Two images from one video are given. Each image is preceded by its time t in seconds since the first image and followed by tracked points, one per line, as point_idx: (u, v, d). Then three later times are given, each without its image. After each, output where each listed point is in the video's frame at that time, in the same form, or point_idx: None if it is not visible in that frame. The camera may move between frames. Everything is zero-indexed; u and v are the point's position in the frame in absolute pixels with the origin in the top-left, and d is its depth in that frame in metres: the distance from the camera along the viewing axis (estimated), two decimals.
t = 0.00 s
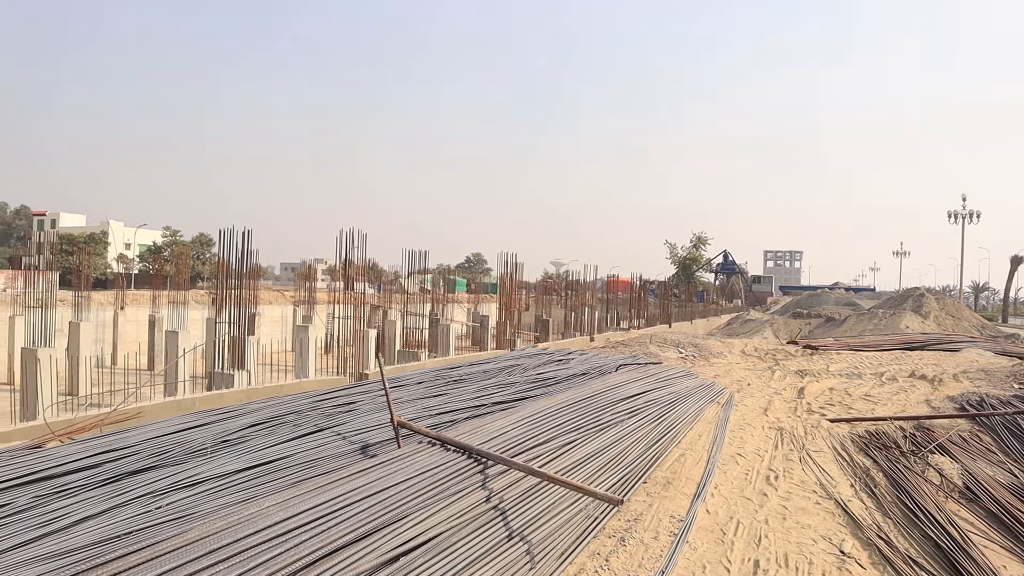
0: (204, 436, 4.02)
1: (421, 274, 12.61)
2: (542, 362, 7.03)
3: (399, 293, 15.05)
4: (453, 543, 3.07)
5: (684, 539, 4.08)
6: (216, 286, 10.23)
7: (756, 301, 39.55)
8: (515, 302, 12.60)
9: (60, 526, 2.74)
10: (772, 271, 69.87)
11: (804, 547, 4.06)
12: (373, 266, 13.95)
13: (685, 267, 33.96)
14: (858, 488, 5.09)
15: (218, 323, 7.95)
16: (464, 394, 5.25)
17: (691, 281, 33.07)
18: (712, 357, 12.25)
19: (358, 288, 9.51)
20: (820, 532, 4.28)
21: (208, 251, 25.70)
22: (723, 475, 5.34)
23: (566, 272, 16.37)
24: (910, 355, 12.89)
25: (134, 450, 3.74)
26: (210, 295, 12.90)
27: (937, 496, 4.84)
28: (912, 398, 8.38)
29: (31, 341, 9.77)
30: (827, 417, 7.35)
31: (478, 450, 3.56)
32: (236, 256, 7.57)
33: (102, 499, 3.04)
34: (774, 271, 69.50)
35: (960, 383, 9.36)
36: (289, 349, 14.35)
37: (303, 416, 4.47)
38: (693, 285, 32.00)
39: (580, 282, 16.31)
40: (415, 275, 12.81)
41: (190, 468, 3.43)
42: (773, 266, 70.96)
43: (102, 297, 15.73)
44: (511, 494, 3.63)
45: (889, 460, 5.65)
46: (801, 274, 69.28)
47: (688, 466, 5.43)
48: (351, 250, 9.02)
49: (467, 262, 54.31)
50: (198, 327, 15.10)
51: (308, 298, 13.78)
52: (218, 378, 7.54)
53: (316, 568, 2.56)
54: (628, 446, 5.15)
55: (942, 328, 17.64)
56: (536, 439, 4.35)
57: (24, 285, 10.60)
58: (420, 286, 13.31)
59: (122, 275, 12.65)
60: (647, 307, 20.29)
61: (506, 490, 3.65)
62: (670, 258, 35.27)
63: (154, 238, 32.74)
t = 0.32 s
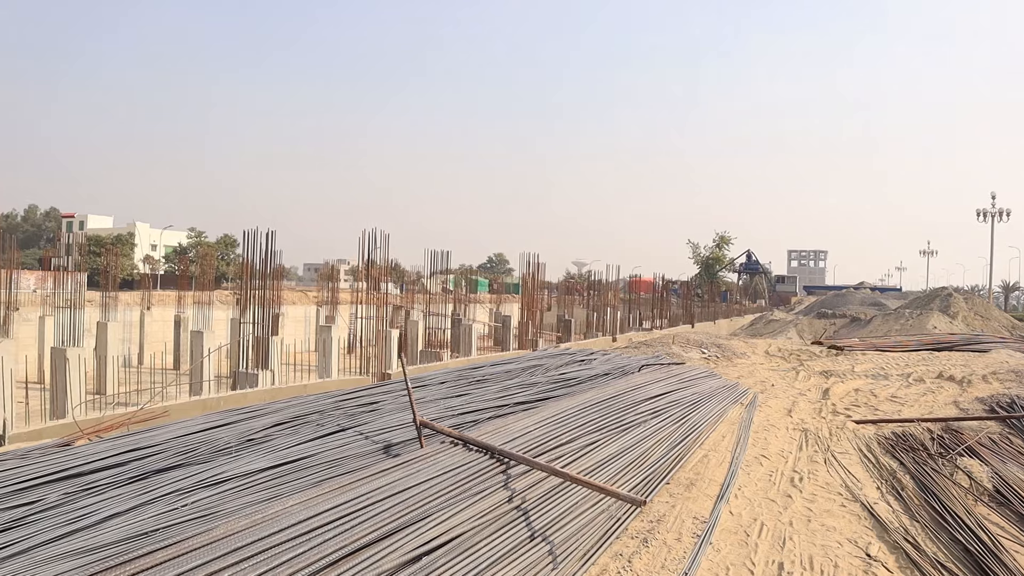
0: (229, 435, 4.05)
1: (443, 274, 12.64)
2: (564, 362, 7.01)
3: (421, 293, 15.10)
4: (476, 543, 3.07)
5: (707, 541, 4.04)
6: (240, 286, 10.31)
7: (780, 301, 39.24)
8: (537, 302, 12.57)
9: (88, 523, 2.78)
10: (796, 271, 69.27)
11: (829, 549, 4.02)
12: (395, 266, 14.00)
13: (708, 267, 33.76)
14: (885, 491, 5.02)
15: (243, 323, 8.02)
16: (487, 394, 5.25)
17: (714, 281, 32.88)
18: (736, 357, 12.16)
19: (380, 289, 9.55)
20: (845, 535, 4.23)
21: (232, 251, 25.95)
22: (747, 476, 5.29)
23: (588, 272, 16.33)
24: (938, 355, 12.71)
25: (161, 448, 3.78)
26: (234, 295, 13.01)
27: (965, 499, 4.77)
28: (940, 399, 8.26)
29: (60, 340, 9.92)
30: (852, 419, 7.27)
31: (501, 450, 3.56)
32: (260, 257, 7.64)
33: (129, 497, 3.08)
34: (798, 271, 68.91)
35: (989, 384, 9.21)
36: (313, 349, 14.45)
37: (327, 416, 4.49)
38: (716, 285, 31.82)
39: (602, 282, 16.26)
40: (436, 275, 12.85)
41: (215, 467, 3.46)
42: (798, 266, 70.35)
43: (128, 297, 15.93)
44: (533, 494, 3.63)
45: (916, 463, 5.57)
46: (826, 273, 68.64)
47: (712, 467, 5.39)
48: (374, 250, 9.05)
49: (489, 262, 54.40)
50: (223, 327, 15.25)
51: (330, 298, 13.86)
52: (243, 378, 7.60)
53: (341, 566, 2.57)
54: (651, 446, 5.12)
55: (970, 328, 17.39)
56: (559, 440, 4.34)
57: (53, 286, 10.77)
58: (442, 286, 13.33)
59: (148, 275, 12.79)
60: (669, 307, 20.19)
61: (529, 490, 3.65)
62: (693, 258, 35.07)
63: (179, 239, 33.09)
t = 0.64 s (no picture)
0: (256, 434, 4.08)
1: (466, 274, 12.66)
2: (589, 363, 6.99)
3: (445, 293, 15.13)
4: (500, 543, 3.06)
5: (733, 542, 4.01)
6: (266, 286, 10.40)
7: (806, 301, 38.86)
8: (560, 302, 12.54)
9: (117, 520, 2.81)
10: (823, 271, 68.52)
11: (857, 553, 3.97)
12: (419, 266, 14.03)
13: (734, 267, 33.51)
14: (914, 494, 4.94)
15: (268, 323, 8.07)
16: (511, 394, 5.25)
17: (739, 281, 32.65)
18: (762, 357, 12.06)
19: (403, 289, 9.57)
20: (873, 538, 4.17)
21: (259, 252, 26.20)
22: (773, 478, 5.24)
23: (612, 272, 16.27)
24: (968, 356, 12.52)
25: (189, 447, 3.82)
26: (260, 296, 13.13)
27: (998, 503, 4.68)
28: (972, 401, 8.13)
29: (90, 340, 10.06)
30: (881, 420, 7.17)
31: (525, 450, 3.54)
32: (285, 257, 7.70)
33: (158, 494, 3.11)
34: (825, 271, 68.20)
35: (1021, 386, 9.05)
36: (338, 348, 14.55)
37: (352, 415, 4.51)
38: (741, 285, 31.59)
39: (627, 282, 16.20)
40: (460, 275, 12.87)
41: (242, 466, 3.48)
42: (825, 265, 69.60)
43: (157, 297, 16.14)
44: (558, 495, 3.61)
45: (946, 466, 5.48)
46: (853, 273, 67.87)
47: (737, 468, 5.34)
48: (398, 251, 9.08)
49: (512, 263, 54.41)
50: (249, 327, 15.40)
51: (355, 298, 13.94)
52: (269, 377, 7.65)
53: (365, 565, 2.58)
54: (676, 447, 5.09)
55: (1002, 329, 17.11)
56: (584, 440, 4.32)
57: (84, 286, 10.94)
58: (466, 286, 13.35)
59: (176, 276, 12.94)
60: (694, 307, 20.07)
61: (553, 490, 3.64)
62: (718, 258, 34.82)
63: (207, 240, 33.46)
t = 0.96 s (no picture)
0: (282, 433, 4.11)
1: (490, 275, 12.67)
2: (613, 363, 6.96)
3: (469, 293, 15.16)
4: (524, 543, 3.05)
5: (759, 545, 3.97)
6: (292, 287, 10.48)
7: (834, 301, 38.46)
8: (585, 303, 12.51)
9: (147, 517, 2.84)
10: (850, 270, 67.78)
11: (886, 556, 3.91)
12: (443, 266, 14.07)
13: (759, 267, 33.23)
14: (944, 497, 4.87)
15: (294, 324, 8.13)
16: (536, 394, 5.24)
17: (765, 280, 32.38)
18: (788, 358, 11.95)
19: (428, 290, 9.60)
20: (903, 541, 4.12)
21: (285, 253, 26.42)
22: (800, 480, 5.19)
23: (636, 272, 16.21)
24: (1000, 356, 12.32)
25: (216, 445, 3.85)
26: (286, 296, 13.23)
27: None
28: (1004, 402, 7.99)
29: (119, 340, 10.21)
30: (910, 421, 7.07)
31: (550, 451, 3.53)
32: (310, 258, 7.75)
33: (186, 492, 3.14)
34: (853, 270, 67.45)
35: None
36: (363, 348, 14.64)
37: (376, 415, 4.53)
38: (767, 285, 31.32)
39: (651, 282, 16.13)
40: (484, 275, 12.88)
41: (268, 465, 3.50)
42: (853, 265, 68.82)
43: (185, 298, 16.34)
44: (582, 495, 3.60)
45: (978, 469, 5.39)
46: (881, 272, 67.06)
47: (763, 470, 5.29)
48: (422, 251, 9.12)
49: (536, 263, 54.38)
50: (276, 327, 15.54)
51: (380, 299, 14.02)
52: (295, 377, 7.71)
53: (389, 564, 2.58)
54: (701, 448, 5.05)
55: None
56: (608, 440, 4.30)
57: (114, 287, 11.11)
58: (490, 286, 13.36)
59: (204, 276, 13.08)
60: (719, 307, 19.93)
61: (578, 491, 3.62)
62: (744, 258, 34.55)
63: (234, 241, 33.83)
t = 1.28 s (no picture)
0: (305, 433, 4.13)
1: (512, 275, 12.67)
2: (636, 363, 6.92)
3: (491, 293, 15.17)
4: (547, 544, 3.04)
5: (784, 547, 3.93)
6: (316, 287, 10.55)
7: (858, 301, 38.08)
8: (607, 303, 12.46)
9: (172, 515, 2.86)
10: (876, 270, 67.05)
11: (914, 560, 3.85)
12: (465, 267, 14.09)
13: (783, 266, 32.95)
14: (974, 500, 4.79)
15: (318, 324, 8.18)
16: (558, 394, 5.23)
17: (789, 280, 32.10)
18: (813, 358, 11.83)
19: (450, 290, 9.62)
20: (931, 545, 4.06)
21: (308, 254, 26.59)
22: (825, 482, 5.13)
23: (658, 272, 16.13)
24: None
25: (241, 444, 3.88)
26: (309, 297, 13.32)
27: None
28: None
29: (146, 340, 10.36)
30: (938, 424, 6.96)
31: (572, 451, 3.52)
32: (333, 258, 7.79)
33: (211, 490, 3.16)
34: (878, 269, 66.71)
35: None
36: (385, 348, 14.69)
37: (399, 415, 4.53)
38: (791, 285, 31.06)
39: (673, 282, 16.03)
40: (506, 275, 12.88)
41: (291, 464, 3.52)
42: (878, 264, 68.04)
43: (210, 298, 16.51)
44: (605, 496, 3.58)
45: (1008, 472, 5.30)
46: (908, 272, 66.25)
47: (787, 471, 5.24)
48: (445, 252, 9.14)
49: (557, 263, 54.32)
50: (299, 327, 15.67)
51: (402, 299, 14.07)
52: (318, 376, 7.75)
53: (412, 563, 2.58)
54: (725, 449, 5.01)
55: None
56: (631, 441, 4.28)
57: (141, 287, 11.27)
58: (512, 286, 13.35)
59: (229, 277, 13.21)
60: (743, 307, 19.78)
61: (600, 491, 3.60)
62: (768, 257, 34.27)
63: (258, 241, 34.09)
